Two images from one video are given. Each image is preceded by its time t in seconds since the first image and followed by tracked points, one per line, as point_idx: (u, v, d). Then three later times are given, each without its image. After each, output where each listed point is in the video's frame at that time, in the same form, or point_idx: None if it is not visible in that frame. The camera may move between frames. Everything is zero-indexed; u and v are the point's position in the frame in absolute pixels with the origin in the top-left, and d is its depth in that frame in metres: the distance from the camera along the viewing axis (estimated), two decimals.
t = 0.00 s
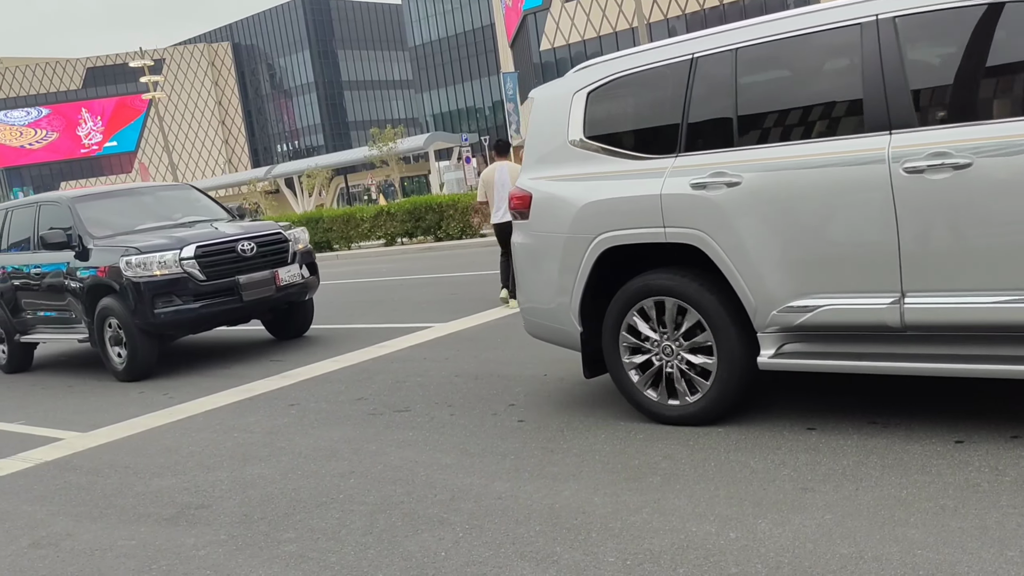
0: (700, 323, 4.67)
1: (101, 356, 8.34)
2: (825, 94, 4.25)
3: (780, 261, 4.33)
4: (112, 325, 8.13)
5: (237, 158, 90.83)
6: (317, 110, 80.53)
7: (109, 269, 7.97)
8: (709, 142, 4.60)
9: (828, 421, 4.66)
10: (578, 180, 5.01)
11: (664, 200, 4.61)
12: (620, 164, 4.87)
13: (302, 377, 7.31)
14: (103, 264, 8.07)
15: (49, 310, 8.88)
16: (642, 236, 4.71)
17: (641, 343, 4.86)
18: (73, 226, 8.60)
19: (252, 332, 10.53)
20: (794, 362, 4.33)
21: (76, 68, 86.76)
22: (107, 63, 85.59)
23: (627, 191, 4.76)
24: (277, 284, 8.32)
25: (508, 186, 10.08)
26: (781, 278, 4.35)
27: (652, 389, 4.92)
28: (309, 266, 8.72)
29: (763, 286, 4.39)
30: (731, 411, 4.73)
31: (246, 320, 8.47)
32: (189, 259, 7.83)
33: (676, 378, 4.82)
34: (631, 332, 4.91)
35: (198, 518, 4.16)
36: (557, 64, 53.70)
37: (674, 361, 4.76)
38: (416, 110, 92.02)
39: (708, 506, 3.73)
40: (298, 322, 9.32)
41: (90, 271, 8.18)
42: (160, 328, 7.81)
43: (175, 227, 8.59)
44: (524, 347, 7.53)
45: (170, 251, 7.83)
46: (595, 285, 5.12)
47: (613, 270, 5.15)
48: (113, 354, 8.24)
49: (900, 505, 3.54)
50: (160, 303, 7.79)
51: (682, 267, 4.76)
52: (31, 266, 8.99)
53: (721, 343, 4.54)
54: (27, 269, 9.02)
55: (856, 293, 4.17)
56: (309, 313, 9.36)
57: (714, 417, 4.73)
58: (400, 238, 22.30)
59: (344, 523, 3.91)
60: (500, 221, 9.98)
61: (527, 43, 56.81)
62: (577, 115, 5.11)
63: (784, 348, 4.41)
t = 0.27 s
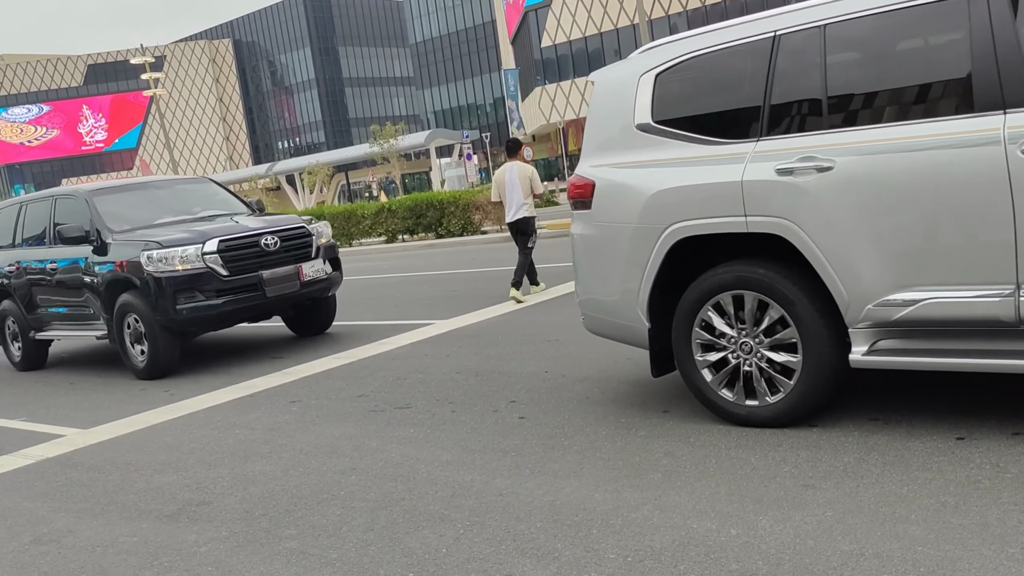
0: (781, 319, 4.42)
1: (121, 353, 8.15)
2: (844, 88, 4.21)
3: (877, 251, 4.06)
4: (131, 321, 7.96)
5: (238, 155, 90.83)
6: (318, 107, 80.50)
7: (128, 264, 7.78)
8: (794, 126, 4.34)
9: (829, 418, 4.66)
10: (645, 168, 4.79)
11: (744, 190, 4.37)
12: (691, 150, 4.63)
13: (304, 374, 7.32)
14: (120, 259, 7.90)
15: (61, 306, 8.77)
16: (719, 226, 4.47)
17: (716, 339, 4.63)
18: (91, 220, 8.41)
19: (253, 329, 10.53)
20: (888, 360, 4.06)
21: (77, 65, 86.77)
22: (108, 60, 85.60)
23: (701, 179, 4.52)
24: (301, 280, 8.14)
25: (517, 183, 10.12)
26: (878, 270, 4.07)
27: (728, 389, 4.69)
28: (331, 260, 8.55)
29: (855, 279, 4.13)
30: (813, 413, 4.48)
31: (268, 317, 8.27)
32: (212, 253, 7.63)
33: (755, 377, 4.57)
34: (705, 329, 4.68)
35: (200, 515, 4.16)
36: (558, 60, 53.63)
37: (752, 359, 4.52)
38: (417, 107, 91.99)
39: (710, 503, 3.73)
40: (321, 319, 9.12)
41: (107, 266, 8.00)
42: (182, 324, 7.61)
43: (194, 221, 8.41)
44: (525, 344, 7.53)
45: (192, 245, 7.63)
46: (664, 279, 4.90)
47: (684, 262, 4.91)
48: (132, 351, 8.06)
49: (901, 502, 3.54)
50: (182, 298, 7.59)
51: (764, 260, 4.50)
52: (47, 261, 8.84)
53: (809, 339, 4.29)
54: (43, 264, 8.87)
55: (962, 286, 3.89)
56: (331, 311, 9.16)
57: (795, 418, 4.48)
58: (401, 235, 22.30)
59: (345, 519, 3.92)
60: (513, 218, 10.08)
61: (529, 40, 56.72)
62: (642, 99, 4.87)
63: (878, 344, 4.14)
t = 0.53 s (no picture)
0: (874, 316, 4.13)
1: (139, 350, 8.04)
2: (842, 79, 4.19)
3: (986, 242, 3.77)
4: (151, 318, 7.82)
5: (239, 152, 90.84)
6: (318, 104, 80.46)
7: (145, 259, 7.66)
8: (893, 106, 4.03)
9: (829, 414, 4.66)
10: (719, 155, 4.52)
11: (835, 175, 4.08)
12: (772, 134, 4.34)
13: (304, 371, 7.32)
14: (137, 254, 7.78)
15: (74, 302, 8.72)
16: (806, 214, 4.18)
17: (800, 335, 4.36)
18: (107, 214, 8.32)
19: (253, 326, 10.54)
20: (994, 359, 3.79)
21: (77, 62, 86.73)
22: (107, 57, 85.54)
23: (785, 164, 4.24)
24: (324, 274, 8.01)
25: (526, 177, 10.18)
26: (988, 259, 3.78)
27: (812, 389, 4.42)
28: (353, 255, 8.43)
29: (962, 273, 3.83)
30: (909, 414, 4.19)
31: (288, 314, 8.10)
32: (233, 248, 7.49)
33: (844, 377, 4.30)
34: (787, 324, 4.42)
35: (199, 512, 4.17)
36: (558, 57, 53.57)
37: (840, 357, 4.24)
38: (417, 103, 91.93)
39: (709, 500, 3.73)
40: (343, 315, 8.93)
41: (125, 261, 7.89)
42: (204, 320, 7.46)
43: (213, 216, 8.28)
44: (525, 341, 7.53)
45: (214, 240, 7.49)
46: (741, 273, 4.63)
47: (763, 252, 4.63)
48: (152, 348, 7.93)
49: (900, 498, 3.54)
50: (204, 294, 7.44)
51: (854, 251, 4.22)
52: (62, 256, 8.78)
53: (908, 337, 4.00)
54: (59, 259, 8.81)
55: None
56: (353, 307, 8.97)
57: (889, 421, 4.21)
58: (401, 233, 22.30)
59: (345, 516, 3.92)
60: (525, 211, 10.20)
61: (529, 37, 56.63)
62: (716, 80, 4.59)
63: (986, 341, 3.84)
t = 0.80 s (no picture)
0: (982, 312, 3.88)
1: (159, 347, 7.96)
2: (855, 73, 4.20)
3: None
4: (172, 314, 7.72)
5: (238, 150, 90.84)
6: (317, 102, 80.43)
7: (162, 255, 7.60)
8: (998, 88, 3.80)
9: (829, 412, 4.66)
10: (807, 139, 4.28)
11: (940, 160, 3.81)
12: (861, 116, 4.11)
13: (303, 368, 7.32)
14: (154, 249, 7.72)
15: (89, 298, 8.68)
16: (890, 203, 3.96)
17: (896, 332, 4.11)
18: (126, 209, 8.25)
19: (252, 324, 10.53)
20: None
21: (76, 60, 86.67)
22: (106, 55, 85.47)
23: (879, 147, 3.99)
24: (349, 271, 7.92)
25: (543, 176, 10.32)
26: None
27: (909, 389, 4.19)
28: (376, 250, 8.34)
29: None
30: (1018, 416, 3.94)
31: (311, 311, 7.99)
32: (257, 243, 7.38)
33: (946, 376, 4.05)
34: (883, 320, 4.17)
35: (199, 509, 4.17)
36: (558, 56, 53.54)
37: (943, 356, 4.00)
38: (416, 102, 91.92)
39: (709, 498, 3.73)
40: (366, 311, 8.79)
41: (143, 256, 7.81)
42: (227, 317, 7.35)
43: (235, 210, 8.18)
44: (525, 339, 7.53)
45: (238, 235, 7.37)
46: (828, 266, 4.39)
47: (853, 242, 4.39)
48: (172, 346, 7.83)
49: (899, 496, 3.54)
50: (227, 291, 7.34)
51: (959, 241, 3.98)
52: (78, 251, 8.73)
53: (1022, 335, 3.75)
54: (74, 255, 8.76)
55: None
56: (375, 304, 8.82)
57: (986, 425, 3.98)
58: (399, 231, 22.27)
59: (344, 514, 3.92)
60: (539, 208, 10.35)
61: (529, 35, 56.60)
62: (803, 60, 4.38)
63: None
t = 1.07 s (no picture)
0: None
1: (175, 348, 7.85)
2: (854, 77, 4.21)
3: None
4: (190, 314, 7.63)
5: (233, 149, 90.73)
6: (313, 102, 80.36)
7: (174, 250, 7.60)
8: None
9: (824, 412, 4.67)
10: (911, 123, 3.97)
11: None
12: (970, 98, 3.82)
13: (297, 368, 7.32)
14: (167, 245, 7.70)
15: (101, 296, 8.63)
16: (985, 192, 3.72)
17: (1002, 330, 3.84)
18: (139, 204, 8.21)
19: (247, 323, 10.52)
20: None
21: (71, 59, 86.48)
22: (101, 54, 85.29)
23: (998, 130, 3.68)
24: (371, 268, 7.89)
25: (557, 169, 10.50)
26: None
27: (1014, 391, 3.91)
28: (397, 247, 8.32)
29: None
30: None
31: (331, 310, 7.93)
32: (278, 240, 7.35)
33: None
34: (988, 317, 3.90)
35: (193, 509, 4.16)
36: (553, 55, 53.56)
37: None
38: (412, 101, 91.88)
39: (704, 497, 3.74)
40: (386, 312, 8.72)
41: (157, 254, 7.79)
42: (248, 316, 7.28)
43: (251, 207, 8.18)
44: (520, 338, 7.52)
45: (258, 231, 7.34)
46: (926, 261, 4.11)
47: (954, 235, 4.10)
48: (190, 347, 7.72)
49: (894, 495, 3.55)
50: (248, 289, 7.28)
51: None
52: (89, 248, 8.69)
53: None
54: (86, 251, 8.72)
55: None
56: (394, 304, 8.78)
57: None
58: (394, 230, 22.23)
59: (338, 513, 3.92)
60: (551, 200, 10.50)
61: (524, 34, 56.60)
62: (898, 41, 4.09)
63: None
